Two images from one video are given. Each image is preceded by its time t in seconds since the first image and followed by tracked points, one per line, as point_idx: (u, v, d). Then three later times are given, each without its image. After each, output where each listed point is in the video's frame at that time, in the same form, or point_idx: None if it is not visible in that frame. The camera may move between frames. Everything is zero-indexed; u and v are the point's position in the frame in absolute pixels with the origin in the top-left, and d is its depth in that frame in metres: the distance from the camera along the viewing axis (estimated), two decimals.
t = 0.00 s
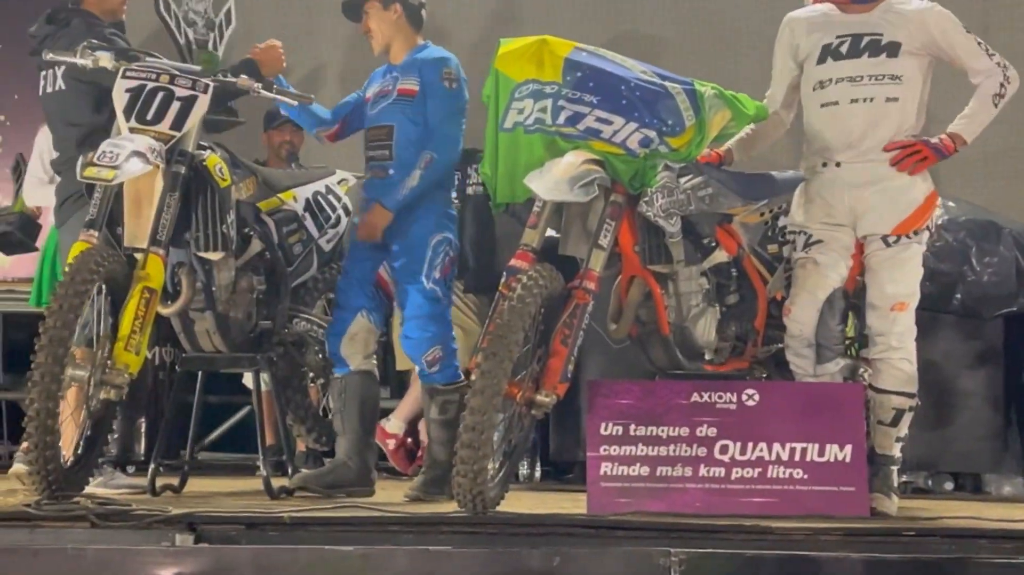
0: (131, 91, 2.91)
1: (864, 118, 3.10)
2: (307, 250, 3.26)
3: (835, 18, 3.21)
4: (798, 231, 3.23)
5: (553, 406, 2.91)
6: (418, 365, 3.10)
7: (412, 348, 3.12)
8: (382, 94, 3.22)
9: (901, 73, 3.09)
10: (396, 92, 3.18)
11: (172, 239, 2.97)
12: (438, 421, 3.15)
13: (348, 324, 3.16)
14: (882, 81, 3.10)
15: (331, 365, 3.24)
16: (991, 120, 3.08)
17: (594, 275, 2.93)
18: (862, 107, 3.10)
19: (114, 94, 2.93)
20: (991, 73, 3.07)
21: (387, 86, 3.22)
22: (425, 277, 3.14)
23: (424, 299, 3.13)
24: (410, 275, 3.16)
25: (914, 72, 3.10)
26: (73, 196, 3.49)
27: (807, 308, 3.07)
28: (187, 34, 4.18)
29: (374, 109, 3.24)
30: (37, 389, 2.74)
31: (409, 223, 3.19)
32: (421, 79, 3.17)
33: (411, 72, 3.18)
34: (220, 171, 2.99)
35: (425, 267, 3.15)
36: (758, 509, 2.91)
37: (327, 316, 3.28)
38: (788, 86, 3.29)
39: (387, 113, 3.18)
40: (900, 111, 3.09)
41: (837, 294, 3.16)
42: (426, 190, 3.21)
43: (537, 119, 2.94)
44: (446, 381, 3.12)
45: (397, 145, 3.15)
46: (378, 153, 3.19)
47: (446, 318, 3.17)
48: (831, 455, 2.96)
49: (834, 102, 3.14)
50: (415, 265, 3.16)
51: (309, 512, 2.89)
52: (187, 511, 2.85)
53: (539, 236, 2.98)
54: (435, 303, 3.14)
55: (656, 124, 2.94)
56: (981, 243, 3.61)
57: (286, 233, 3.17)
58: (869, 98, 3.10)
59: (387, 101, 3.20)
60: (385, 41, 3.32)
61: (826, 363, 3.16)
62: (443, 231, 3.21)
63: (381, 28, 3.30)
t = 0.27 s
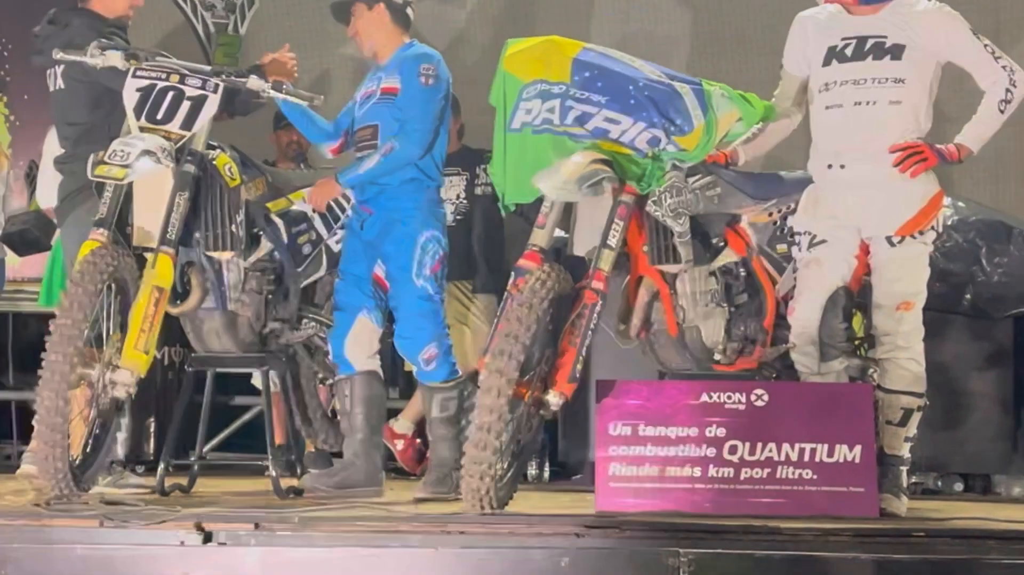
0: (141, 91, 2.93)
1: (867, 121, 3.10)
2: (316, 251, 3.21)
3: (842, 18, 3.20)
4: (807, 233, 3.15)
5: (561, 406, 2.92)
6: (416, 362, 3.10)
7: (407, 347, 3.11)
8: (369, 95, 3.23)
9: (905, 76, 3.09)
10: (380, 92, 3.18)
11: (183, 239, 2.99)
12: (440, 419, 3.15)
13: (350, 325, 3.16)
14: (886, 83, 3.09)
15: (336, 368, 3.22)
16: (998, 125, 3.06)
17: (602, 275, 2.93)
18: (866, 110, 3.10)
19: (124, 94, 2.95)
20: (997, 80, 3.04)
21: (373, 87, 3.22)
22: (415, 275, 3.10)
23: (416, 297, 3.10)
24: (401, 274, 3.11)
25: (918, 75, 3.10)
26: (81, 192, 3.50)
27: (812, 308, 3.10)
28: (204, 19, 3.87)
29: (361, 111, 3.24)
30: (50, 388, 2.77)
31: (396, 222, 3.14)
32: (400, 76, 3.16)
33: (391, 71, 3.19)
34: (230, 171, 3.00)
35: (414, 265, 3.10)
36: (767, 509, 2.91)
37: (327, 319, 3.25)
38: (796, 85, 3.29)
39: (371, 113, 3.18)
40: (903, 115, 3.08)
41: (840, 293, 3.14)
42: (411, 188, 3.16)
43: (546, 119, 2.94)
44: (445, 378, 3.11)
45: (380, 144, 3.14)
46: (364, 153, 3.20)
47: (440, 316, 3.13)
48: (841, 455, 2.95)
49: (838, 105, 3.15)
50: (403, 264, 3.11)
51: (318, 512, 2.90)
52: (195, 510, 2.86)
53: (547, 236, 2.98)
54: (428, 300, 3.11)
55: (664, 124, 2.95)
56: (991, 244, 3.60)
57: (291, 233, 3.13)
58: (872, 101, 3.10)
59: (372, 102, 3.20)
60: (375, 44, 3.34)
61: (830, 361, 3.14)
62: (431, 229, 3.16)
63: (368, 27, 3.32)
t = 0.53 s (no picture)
0: (156, 95, 2.92)
1: (880, 127, 3.09)
2: (331, 255, 3.32)
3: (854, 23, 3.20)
4: (822, 236, 3.19)
5: (576, 410, 2.92)
6: (423, 365, 3.08)
7: (413, 350, 3.08)
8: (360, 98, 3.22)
9: (918, 80, 3.08)
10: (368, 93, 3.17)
11: (198, 243, 3.01)
12: (448, 420, 3.14)
13: (360, 329, 3.16)
14: (898, 89, 3.09)
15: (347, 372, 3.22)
16: (1011, 130, 3.05)
17: (617, 278, 2.93)
18: (879, 115, 3.09)
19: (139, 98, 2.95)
20: (1009, 84, 3.03)
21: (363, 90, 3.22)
22: (418, 277, 3.09)
23: (421, 299, 3.09)
24: (404, 275, 3.10)
25: (931, 79, 3.08)
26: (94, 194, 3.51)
27: (828, 311, 3.07)
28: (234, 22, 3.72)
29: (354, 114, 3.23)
30: (65, 392, 2.77)
31: (397, 225, 3.13)
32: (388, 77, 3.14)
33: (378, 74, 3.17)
34: (245, 175, 3.01)
35: (418, 267, 3.09)
36: (781, 514, 2.90)
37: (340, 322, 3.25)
38: (811, 93, 3.30)
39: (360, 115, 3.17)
40: (915, 119, 3.07)
41: (856, 297, 3.16)
42: (410, 190, 3.15)
43: (560, 123, 2.95)
44: (451, 379, 3.12)
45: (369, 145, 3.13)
46: (359, 156, 3.21)
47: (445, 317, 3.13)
48: (856, 460, 2.95)
49: (852, 110, 3.15)
50: (407, 266, 3.10)
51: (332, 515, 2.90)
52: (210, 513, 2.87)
53: (561, 240, 2.99)
54: (433, 302, 3.10)
55: (678, 128, 2.94)
56: (1005, 247, 3.59)
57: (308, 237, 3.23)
58: (885, 106, 3.09)
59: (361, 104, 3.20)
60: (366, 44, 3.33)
61: (845, 365, 3.13)
62: (432, 229, 3.15)
63: (362, 29, 3.31)
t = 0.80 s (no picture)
0: (174, 103, 2.93)
1: (900, 133, 3.09)
2: (349, 261, 3.27)
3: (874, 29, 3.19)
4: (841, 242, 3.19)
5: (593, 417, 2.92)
6: (433, 371, 3.08)
7: (422, 357, 3.08)
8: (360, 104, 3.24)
9: (936, 86, 3.07)
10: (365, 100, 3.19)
11: (216, 250, 3.01)
12: (460, 425, 3.13)
13: (373, 336, 3.17)
14: (917, 94, 3.08)
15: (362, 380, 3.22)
16: None
17: (634, 284, 2.94)
18: (898, 121, 3.10)
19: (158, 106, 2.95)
20: None
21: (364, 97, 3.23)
22: (425, 283, 3.09)
23: (429, 304, 3.09)
24: (412, 280, 3.10)
25: (950, 85, 3.08)
26: (105, 199, 3.51)
27: (847, 316, 3.07)
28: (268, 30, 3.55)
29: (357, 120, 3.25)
30: (85, 400, 2.78)
31: (403, 230, 3.14)
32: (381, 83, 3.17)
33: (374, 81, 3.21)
34: (262, 182, 3.01)
35: (426, 272, 3.10)
36: (800, 521, 2.89)
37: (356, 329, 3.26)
38: (830, 100, 3.30)
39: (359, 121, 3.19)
40: (934, 125, 3.07)
41: (875, 302, 3.13)
42: (413, 195, 3.16)
43: (577, 130, 2.94)
44: (463, 384, 3.10)
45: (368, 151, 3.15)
46: (365, 163, 3.24)
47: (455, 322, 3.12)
48: (874, 467, 2.93)
49: (872, 116, 3.15)
50: (415, 272, 3.11)
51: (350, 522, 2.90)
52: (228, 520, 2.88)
53: (578, 246, 2.98)
54: (441, 307, 3.09)
55: (696, 134, 2.94)
56: None
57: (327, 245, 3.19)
58: (904, 112, 3.09)
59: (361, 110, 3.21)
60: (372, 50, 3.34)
61: (865, 371, 3.13)
62: (439, 234, 3.14)
63: (372, 37, 3.31)
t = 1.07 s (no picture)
0: (193, 111, 2.94)
1: (921, 140, 3.08)
2: (366, 269, 3.30)
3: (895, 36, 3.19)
4: (861, 249, 3.17)
5: (611, 425, 2.91)
6: (453, 379, 3.08)
7: (443, 364, 3.09)
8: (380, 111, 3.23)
9: (958, 93, 3.06)
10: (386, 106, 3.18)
11: (234, 257, 3.01)
12: (480, 433, 3.13)
13: (392, 344, 3.15)
14: (938, 101, 3.08)
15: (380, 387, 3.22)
16: None
17: (653, 292, 2.92)
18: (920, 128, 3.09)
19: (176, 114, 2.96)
20: None
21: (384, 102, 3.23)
22: (446, 290, 3.09)
23: (449, 312, 3.09)
24: (433, 288, 3.10)
25: (972, 92, 3.08)
26: (121, 207, 3.51)
27: (867, 323, 3.05)
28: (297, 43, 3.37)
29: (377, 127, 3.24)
30: (105, 407, 2.79)
31: (422, 238, 3.13)
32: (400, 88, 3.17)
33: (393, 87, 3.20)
34: (281, 190, 3.01)
35: (446, 280, 3.09)
36: (820, 529, 2.88)
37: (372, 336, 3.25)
38: (851, 107, 3.28)
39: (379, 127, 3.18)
40: (955, 132, 3.06)
41: (896, 311, 3.09)
42: (433, 201, 3.15)
43: (595, 138, 2.94)
44: (483, 393, 3.10)
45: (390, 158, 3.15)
46: (383, 169, 3.23)
47: (474, 329, 3.12)
48: (894, 475, 2.92)
49: (893, 123, 3.14)
50: (434, 280, 3.11)
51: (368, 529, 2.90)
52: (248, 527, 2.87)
53: (597, 254, 2.97)
54: (461, 315, 3.10)
55: (714, 141, 2.93)
56: None
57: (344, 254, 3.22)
58: (924, 119, 3.09)
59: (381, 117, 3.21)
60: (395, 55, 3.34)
61: (885, 379, 3.08)
62: (459, 241, 3.14)
63: (394, 43, 3.32)
